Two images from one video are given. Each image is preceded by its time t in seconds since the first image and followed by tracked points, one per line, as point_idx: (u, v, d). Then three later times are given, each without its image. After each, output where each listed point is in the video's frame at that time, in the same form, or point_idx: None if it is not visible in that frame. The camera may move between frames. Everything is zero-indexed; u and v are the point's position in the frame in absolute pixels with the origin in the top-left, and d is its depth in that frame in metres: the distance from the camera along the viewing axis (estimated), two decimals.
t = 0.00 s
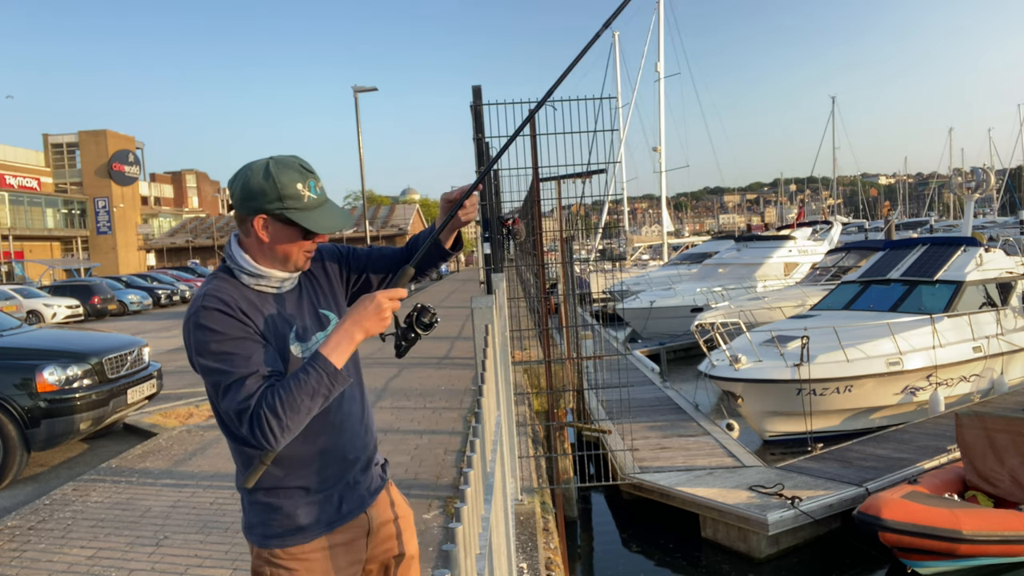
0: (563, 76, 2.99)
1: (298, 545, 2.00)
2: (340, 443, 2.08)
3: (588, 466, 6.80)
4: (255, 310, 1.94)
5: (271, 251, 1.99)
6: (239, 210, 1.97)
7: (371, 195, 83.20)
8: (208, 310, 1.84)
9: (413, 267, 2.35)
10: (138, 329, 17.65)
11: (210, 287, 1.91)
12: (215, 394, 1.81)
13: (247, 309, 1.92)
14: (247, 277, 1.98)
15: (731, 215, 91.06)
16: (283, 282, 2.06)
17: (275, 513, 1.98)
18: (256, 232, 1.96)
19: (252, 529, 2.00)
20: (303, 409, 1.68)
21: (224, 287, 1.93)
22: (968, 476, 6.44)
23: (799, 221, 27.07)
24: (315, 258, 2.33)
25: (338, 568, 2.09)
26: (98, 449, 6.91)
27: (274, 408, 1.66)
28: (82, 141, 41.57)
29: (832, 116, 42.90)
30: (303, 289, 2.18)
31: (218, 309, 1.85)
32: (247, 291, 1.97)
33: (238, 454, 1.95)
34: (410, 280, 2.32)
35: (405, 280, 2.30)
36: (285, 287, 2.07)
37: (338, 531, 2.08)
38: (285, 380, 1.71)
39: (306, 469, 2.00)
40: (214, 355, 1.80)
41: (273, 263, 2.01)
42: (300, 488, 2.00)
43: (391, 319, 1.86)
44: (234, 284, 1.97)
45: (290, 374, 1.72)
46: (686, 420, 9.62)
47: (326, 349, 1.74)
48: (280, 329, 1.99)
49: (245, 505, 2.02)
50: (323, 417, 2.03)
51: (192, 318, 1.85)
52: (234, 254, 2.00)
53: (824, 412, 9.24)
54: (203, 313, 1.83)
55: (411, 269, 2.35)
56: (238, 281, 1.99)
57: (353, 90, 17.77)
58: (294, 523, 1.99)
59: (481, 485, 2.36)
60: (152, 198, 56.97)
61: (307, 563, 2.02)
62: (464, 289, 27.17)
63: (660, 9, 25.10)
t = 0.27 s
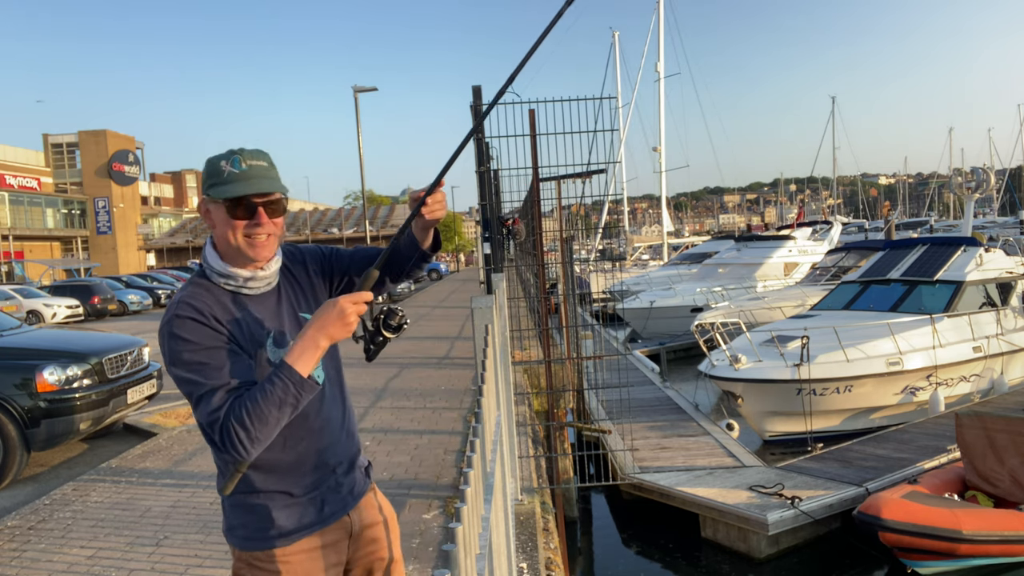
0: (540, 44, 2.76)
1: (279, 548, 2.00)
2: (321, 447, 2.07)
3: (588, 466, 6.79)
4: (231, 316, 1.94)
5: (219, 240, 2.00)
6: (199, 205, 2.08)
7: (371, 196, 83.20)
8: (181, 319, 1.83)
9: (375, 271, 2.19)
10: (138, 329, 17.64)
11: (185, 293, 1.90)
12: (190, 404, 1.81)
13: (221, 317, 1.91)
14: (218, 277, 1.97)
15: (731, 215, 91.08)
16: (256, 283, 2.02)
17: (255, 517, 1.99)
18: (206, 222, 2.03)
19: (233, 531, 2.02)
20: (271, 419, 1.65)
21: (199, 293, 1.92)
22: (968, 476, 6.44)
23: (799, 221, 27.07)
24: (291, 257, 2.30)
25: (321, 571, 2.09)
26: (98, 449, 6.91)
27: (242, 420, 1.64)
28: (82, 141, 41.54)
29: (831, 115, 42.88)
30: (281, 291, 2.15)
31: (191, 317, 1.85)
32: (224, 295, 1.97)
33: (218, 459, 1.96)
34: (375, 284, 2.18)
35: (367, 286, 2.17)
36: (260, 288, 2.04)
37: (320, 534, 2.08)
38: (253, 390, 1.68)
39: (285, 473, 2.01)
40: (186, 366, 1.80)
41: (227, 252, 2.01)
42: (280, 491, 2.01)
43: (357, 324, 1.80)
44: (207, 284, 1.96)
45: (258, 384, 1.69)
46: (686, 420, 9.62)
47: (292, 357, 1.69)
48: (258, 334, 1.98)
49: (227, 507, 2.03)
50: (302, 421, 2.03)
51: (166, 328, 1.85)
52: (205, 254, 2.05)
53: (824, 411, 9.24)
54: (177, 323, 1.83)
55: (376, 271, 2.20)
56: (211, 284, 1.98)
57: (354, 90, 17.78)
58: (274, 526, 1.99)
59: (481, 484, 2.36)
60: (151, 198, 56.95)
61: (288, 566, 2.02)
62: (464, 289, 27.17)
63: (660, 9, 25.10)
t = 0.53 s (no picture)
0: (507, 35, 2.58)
1: (261, 549, 2.02)
2: (305, 450, 2.07)
3: (588, 466, 6.79)
4: (213, 318, 1.94)
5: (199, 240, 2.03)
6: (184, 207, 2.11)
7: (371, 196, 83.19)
8: (161, 321, 1.86)
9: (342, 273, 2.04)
10: (138, 329, 17.64)
11: (168, 295, 1.93)
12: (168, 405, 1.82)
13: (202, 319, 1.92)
14: (201, 278, 1.97)
15: (731, 215, 91.06)
16: (236, 283, 1.99)
17: (238, 516, 2.01)
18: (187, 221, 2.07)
19: (218, 530, 2.04)
20: (238, 424, 1.61)
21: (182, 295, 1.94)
22: (968, 476, 6.44)
23: (799, 221, 27.07)
24: (281, 257, 2.29)
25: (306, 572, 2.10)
26: (98, 449, 6.91)
27: (210, 423, 1.61)
28: (82, 141, 41.54)
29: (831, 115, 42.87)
30: (268, 289, 2.13)
31: (172, 321, 1.87)
32: (208, 297, 1.97)
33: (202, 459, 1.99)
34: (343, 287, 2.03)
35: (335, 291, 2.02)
36: (244, 289, 2.02)
37: (304, 537, 2.08)
38: (221, 394, 1.65)
39: (267, 476, 2.02)
40: (165, 369, 1.82)
41: (205, 250, 2.03)
42: (263, 492, 2.02)
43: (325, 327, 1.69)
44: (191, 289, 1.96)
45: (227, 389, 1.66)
46: (686, 420, 9.62)
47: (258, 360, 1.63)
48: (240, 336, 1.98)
49: (214, 505, 2.06)
50: (284, 425, 2.03)
51: (149, 331, 1.88)
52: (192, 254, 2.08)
53: (824, 411, 9.25)
54: (158, 326, 1.86)
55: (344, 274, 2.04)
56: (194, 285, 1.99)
57: (354, 90, 17.76)
58: (256, 528, 2.01)
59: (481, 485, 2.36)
60: (151, 198, 56.96)
61: (270, 567, 2.03)
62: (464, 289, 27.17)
63: (660, 9, 25.10)
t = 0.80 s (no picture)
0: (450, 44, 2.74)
1: (252, 549, 2.03)
2: (296, 451, 2.06)
3: (588, 466, 6.79)
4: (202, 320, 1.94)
5: (197, 247, 1.95)
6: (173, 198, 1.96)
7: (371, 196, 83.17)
8: (148, 324, 1.86)
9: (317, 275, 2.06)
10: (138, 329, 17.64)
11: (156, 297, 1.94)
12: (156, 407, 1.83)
13: (191, 321, 1.91)
14: (192, 282, 1.96)
15: (731, 215, 91.05)
16: (229, 286, 1.99)
17: (229, 516, 2.02)
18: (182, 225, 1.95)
19: (212, 529, 2.05)
20: (218, 428, 1.61)
21: (171, 296, 1.94)
22: (968, 476, 6.44)
23: (799, 221, 27.07)
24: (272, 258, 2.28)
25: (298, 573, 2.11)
26: (98, 449, 6.91)
27: (192, 427, 1.62)
28: (82, 141, 41.52)
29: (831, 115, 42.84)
30: (259, 290, 2.12)
31: (160, 323, 1.87)
32: (197, 299, 1.96)
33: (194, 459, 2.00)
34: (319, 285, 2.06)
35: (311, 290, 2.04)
36: (237, 292, 2.02)
37: (296, 539, 2.08)
38: (203, 397, 1.65)
39: (258, 476, 2.02)
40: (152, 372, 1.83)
41: (205, 258, 1.96)
42: (253, 493, 2.03)
43: (302, 329, 1.68)
44: (180, 292, 1.95)
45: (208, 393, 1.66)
46: (686, 420, 9.62)
47: (237, 362, 1.63)
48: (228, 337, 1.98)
49: (208, 505, 2.08)
50: (275, 426, 2.02)
51: (137, 335, 1.89)
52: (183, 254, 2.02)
53: (824, 411, 9.25)
54: (145, 329, 1.86)
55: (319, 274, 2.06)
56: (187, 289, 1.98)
57: (354, 90, 17.75)
58: (247, 528, 2.02)
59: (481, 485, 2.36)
60: (151, 198, 56.95)
61: (261, 567, 2.04)
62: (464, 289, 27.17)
63: (660, 9, 25.09)
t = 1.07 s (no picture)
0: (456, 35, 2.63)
1: (250, 548, 2.02)
2: (294, 451, 2.06)
3: (588, 466, 6.79)
4: (199, 324, 1.93)
5: (210, 264, 1.94)
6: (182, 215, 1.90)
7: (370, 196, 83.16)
8: (143, 330, 1.85)
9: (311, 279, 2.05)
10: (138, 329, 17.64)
11: (151, 303, 1.92)
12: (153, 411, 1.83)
13: (187, 325, 1.90)
14: (195, 289, 1.95)
15: (731, 215, 91.06)
16: (232, 293, 2.00)
17: (227, 515, 2.02)
18: (196, 245, 1.91)
19: (209, 529, 2.05)
20: (213, 435, 1.62)
21: (168, 300, 1.93)
22: (968, 476, 6.44)
23: (799, 221, 27.08)
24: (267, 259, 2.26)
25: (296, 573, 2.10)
26: (98, 449, 6.91)
27: (187, 435, 1.62)
28: (82, 141, 41.51)
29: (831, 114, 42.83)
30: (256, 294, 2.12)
31: (155, 329, 1.86)
32: (194, 303, 1.95)
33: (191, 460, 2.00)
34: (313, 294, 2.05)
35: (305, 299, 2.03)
36: (238, 298, 2.03)
37: (294, 537, 2.08)
38: (198, 405, 1.65)
39: (257, 476, 2.02)
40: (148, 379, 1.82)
41: (219, 275, 1.97)
42: (252, 492, 2.02)
43: (294, 337, 1.66)
44: (181, 297, 1.94)
45: (202, 400, 1.65)
46: (686, 420, 9.62)
47: (230, 370, 1.63)
48: (225, 340, 1.98)
49: (206, 505, 2.07)
50: (274, 426, 2.03)
51: (132, 341, 1.88)
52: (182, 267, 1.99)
53: (824, 412, 9.25)
54: (140, 335, 1.85)
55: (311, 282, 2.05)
56: (187, 294, 1.96)
57: (354, 90, 17.73)
58: (245, 527, 2.01)
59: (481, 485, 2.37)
60: (151, 198, 56.94)
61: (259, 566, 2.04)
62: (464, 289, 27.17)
63: (660, 9, 25.10)
